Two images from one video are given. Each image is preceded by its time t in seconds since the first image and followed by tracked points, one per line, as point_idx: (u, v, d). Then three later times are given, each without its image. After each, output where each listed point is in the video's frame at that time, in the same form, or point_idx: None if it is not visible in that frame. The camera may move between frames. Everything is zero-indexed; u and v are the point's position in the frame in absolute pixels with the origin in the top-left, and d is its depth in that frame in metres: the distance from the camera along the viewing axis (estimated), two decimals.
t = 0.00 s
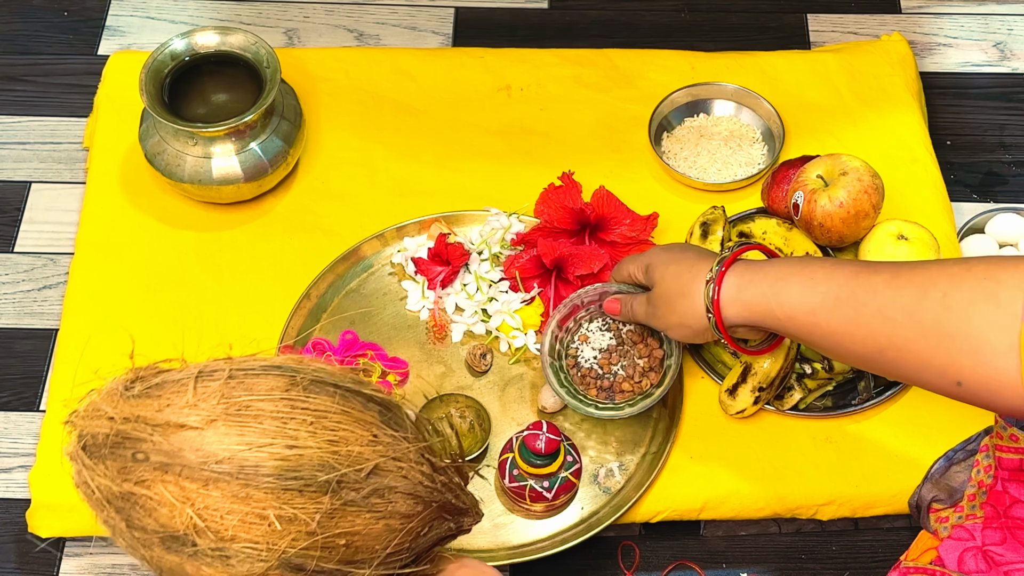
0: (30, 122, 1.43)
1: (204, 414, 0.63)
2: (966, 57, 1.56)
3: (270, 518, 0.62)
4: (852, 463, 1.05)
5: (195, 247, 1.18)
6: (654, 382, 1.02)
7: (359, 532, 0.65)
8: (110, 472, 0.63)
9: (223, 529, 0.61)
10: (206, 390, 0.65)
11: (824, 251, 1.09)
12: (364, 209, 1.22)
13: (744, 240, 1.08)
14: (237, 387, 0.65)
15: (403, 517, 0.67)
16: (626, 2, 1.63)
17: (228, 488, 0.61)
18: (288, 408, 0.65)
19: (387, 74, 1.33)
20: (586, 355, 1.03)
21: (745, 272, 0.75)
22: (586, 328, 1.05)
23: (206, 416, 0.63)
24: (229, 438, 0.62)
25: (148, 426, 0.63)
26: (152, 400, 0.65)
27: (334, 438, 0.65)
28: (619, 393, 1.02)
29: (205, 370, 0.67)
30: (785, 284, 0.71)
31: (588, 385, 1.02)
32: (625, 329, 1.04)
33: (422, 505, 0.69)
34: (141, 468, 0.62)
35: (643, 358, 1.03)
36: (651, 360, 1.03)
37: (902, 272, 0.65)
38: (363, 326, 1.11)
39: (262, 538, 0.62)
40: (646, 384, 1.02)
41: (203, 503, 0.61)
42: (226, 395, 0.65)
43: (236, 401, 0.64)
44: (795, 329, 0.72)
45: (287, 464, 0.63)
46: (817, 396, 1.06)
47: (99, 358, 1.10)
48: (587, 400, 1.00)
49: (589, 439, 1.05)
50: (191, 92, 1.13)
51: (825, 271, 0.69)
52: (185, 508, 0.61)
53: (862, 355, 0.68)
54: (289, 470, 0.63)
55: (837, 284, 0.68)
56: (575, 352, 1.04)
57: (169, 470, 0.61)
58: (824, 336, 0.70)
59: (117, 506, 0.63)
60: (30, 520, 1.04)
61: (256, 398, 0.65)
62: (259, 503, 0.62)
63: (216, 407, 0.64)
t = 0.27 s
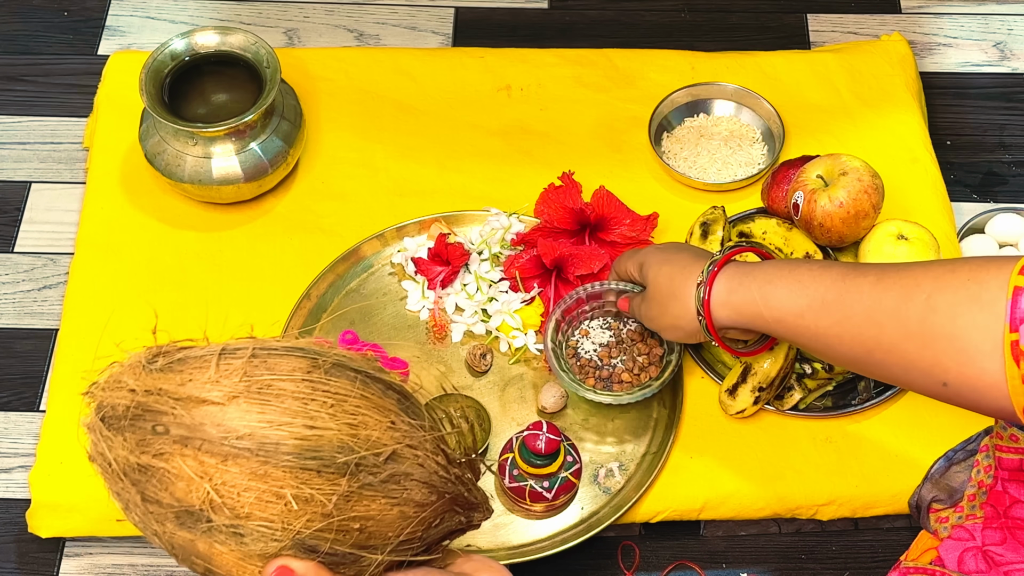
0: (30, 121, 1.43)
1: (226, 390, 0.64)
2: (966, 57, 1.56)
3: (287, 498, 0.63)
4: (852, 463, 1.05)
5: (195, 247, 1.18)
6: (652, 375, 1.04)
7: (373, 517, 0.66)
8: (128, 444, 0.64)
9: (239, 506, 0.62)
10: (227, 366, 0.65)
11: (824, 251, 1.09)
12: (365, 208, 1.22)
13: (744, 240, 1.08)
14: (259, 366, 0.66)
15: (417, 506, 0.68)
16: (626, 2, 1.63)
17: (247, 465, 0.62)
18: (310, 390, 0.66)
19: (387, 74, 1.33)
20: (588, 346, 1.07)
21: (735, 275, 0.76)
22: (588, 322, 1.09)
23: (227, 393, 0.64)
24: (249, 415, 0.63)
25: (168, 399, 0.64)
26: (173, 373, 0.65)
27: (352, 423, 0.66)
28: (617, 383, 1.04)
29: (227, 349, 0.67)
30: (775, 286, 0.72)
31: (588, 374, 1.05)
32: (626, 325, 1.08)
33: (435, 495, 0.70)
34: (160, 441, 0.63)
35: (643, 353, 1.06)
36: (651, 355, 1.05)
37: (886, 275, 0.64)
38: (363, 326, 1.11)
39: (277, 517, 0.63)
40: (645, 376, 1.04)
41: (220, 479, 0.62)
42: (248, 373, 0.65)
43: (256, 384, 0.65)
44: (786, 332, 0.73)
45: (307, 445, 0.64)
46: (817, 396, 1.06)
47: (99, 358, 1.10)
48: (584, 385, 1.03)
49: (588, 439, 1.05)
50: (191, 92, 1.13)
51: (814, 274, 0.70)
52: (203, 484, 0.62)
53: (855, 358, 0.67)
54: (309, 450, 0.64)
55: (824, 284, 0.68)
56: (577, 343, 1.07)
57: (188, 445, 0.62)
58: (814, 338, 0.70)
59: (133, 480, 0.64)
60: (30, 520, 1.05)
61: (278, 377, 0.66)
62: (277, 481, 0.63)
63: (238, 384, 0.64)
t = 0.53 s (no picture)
0: (30, 121, 1.43)
1: (299, 324, 0.64)
2: (966, 57, 1.56)
3: (356, 432, 0.61)
4: (852, 462, 1.05)
5: (196, 247, 1.18)
6: (653, 371, 1.06)
7: (435, 470, 0.64)
8: (195, 369, 0.62)
9: (306, 437, 0.60)
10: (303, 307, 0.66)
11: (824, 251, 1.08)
12: (365, 208, 1.22)
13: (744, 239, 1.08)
14: (330, 311, 0.66)
15: (475, 467, 0.66)
16: (626, 2, 1.63)
17: (320, 394, 0.61)
18: (373, 332, 0.66)
19: (387, 74, 1.33)
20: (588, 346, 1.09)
21: (793, 234, 0.67)
22: (588, 324, 1.11)
23: (304, 324, 0.64)
24: (327, 347, 0.63)
25: (244, 326, 0.64)
26: (248, 307, 0.66)
27: (423, 369, 0.66)
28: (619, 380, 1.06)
29: (298, 297, 0.68)
30: (842, 252, 0.65)
31: (588, 372, 1.06)
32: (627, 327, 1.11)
33: (488, 463, 0.68)
34: (230, 365, 0.62)
35: (645, 351, 1.08)
36: (653, 352, 1.08)
37: (937, 250, 0.63)
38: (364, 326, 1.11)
39: (343, 455, 0.60)
40: (646, 373, 1.06)
41: (292, 407, 0.60)
42: (323, 314, 0.66)
43: (325, 325, 0.64)
44: (834, 303, 0.66)
45: (377, 382, 0.63)
46: (817, 396, 1.06)
47: (100, 358, 1.11)
48: (584, 381, 1.04)
49: (588, 439, 1.05)
50: (191, 92, 1.13)
51: (879, 239, 0.64)
52: (274, 410, 0.60)
53: (898, 333, 0.66)
54: (380, 388, 0.63)
55: (889, 264, 0.63)
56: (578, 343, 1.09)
57: (264, 366, 0.61)
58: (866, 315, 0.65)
59: (195, 407, 0.62)
60: (30, 520, 1.04)
61: (350, 320, 0.66)
62: (350, 414, 0.61)
63: (312, 320, 0.65)
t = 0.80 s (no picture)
0: (29, 121, 1.43)
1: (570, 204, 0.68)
2: (967, 57, 1.56)
3: (612, 303, 0.63)
4: (852, 463, 1.05)
5: (196, 246, 1.18)
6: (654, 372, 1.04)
7: (671, 360, 0.65)
8: (456, 242, 0.64)
9: (572, 297, 0.62)
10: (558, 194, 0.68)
11: (824, 251, 1.08)
12: (365, 208, 1.22)
13: (743, 239, 1.08)
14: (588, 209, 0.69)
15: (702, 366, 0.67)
16: (626, 2, 1.62)
17: (597, 262, 0.64)
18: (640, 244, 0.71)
19: (387, 74, 1.33)
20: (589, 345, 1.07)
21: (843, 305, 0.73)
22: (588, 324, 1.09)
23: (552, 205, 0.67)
24: (553, 229, 0.64)
25: (496, 198, 0.66)
26: (490, 184, 0.67)
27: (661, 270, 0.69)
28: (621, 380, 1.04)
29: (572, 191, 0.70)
30: (891, 315, 0.70)
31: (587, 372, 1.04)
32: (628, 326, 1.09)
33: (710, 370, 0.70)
34: (487, 231, 0.64)
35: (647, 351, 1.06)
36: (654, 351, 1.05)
37: (968, 305, 0.69)
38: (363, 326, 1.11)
39: (604, 317, 0.62)
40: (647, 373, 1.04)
41: (571, 280, 0.62)
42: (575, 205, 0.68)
43: (556, 209, 0.66)
44: (889, 372, 0.70)
45: (647, 270, 0.67)
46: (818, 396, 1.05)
47: (99, 358, 1.10)
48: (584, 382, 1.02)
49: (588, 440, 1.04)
50: (192, 92, 1.13)
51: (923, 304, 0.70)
52: (538, 265, 0.62)
53: (959, 408, 0.67)
54: (647, 271, 0.67)
55: (941, 328, 0.68)
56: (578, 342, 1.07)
57: (504, 228, 0.64)
58: (930, 388, 0.68)
59: (458, 259, 0.63)
60: (30, 520, 1.04)
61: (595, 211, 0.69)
62: (608, 283, 0.63)
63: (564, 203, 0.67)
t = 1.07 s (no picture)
0: (29, 121, 1.43)
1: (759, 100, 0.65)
2: (967, 57, 1.56)
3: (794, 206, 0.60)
4: (852, 463, 1.05)
5: (195, 246, 1.18)
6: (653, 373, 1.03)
7: (838, 284, 0.62)
8: (642, 122, 0.63)
9: (754, 183, 0.60)
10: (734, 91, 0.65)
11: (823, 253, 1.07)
12: (365, 207, 1.22)
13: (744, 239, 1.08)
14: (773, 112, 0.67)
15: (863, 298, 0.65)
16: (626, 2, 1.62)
17: (780, 154, 0.62)
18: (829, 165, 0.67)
19: (387, 74, 1.33)
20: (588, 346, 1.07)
21: (931, 280, 0.74)
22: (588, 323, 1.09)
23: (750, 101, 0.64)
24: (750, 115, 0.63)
25: (675, 88, 0.64)
26: (660, 79, 0.66)
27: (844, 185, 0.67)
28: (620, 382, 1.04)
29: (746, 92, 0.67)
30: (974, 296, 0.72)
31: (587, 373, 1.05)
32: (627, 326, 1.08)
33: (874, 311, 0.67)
34: (666, 115, 0.63)
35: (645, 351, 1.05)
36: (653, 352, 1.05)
37: None
38: (363, 326, 1.11)
39: (788, 223, 0.60)
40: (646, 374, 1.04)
41: (748, 166, 0.61)
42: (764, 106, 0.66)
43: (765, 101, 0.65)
44: (963, 346, 0.71)
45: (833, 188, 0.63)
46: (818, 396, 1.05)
47: (99, 358, 1.10)
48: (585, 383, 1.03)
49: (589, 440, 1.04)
50: (192, 92, 1.13)
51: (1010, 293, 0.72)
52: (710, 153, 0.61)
53: None
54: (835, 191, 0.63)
55: None
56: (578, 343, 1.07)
57: (681, 111, 0.63)
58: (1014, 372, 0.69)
59: (625, 146, 0.63)
60: (30, 520, 1.04)
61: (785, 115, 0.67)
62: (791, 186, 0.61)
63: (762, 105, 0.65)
